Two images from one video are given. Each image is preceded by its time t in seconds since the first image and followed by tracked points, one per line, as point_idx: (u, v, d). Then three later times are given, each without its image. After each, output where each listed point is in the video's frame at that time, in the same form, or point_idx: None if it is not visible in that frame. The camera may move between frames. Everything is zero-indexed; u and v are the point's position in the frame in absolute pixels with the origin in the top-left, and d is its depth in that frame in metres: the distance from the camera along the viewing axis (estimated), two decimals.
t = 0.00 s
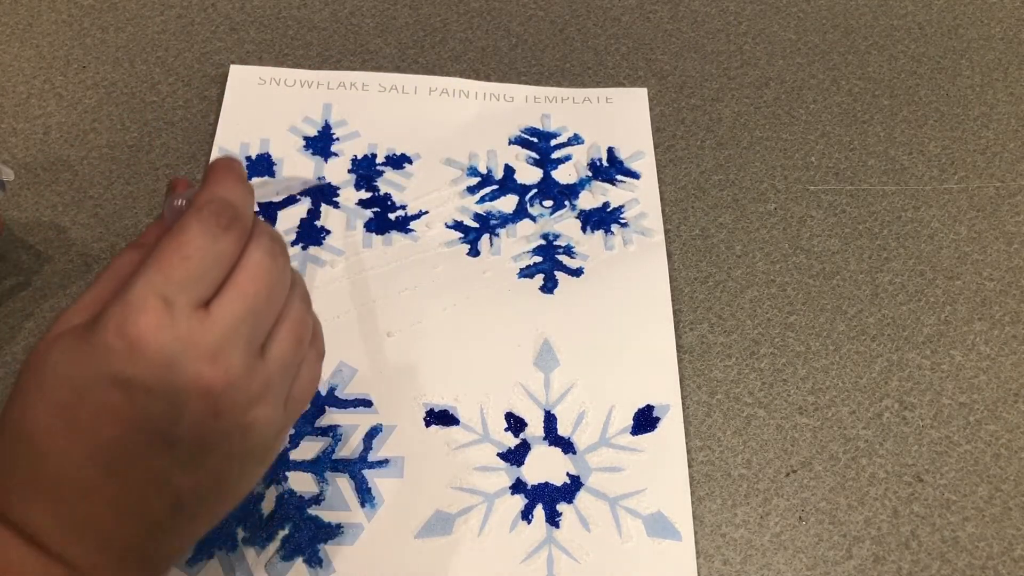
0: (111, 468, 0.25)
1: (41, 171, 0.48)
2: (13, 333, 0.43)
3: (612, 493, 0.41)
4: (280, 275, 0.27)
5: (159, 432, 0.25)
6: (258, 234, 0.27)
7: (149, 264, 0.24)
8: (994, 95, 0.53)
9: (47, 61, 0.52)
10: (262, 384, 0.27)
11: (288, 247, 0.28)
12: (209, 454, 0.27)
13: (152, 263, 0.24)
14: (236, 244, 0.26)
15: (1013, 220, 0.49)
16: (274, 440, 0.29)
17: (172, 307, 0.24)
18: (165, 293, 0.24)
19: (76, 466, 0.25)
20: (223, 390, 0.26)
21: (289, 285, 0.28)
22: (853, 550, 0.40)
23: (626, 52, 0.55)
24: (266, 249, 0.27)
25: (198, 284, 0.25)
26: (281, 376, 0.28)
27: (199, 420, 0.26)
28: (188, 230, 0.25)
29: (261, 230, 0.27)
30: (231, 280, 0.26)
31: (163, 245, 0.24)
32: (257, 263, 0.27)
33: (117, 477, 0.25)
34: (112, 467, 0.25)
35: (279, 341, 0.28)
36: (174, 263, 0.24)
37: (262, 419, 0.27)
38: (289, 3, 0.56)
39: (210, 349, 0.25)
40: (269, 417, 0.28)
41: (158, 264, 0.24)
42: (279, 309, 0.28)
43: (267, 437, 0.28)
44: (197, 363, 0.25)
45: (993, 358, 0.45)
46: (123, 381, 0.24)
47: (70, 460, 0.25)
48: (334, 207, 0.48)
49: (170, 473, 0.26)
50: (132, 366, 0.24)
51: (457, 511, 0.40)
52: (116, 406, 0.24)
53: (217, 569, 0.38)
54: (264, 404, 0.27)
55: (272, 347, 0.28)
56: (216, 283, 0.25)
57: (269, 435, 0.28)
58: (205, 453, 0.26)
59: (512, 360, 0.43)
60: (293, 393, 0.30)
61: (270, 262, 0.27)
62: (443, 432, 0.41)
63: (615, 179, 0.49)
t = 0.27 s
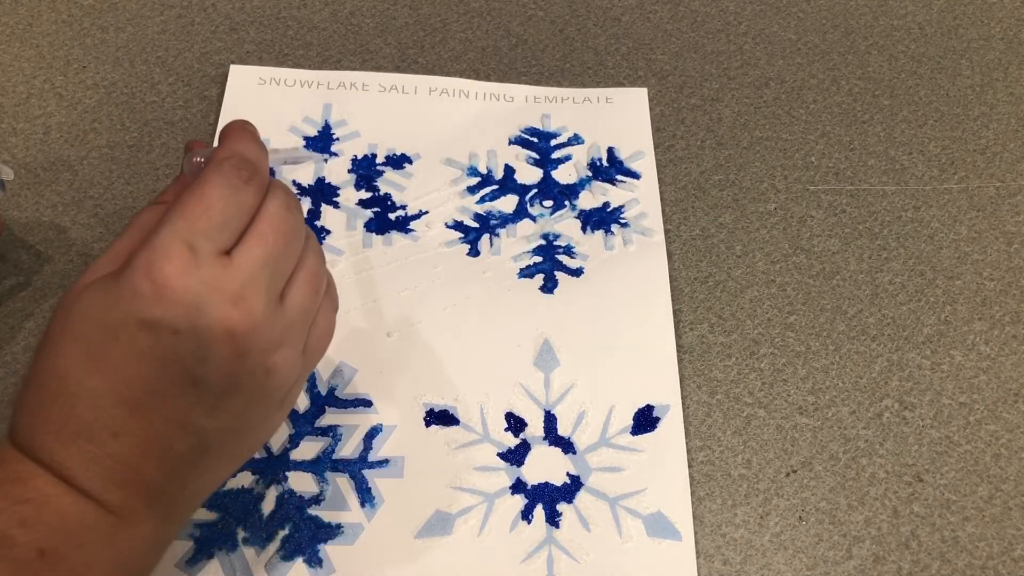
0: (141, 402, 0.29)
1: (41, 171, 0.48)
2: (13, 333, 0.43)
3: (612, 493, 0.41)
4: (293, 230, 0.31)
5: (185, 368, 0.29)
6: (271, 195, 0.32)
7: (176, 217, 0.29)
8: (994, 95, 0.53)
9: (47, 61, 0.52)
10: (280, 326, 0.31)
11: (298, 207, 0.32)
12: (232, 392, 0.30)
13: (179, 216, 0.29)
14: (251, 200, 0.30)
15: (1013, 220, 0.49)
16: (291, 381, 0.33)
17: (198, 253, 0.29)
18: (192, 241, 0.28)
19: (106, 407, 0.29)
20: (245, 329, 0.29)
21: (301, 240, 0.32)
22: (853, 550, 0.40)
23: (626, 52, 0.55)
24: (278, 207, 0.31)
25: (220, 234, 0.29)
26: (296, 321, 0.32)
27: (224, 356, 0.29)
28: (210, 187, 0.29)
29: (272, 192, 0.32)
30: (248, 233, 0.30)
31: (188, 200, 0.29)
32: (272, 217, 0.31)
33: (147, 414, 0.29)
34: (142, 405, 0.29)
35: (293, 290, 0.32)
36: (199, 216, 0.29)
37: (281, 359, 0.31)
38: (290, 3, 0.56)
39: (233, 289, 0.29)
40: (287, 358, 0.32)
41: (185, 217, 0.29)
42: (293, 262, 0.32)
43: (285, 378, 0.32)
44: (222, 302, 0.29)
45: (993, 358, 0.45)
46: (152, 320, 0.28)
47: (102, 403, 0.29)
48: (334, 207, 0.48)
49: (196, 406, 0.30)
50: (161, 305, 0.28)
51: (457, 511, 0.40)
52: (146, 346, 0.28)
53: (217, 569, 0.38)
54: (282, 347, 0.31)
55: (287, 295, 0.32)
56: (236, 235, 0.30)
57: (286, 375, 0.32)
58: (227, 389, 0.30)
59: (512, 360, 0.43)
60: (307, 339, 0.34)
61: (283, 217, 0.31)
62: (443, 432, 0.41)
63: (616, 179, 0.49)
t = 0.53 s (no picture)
0: (142, 393, 0.29)
1: (41, 171, 0.48)
2: (13, 333, 0.43)
3: (612, 493, 0.41)
4: (293, 221, 0.32)
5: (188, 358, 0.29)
6: (272, 187, 0.32)
7: (178, 208, 0.29)
8: (994, 95, 0.53)
9: (47, 61, 0.52)
10: (282, 316, 0.31)
11: (299, 198, 0.33)
12: (234, 382, 0.30)
13: (181, 207, 0.29)
14: (252, 191, 0.30)
15: (1013, 220, 0.49)
16: (294, 372, 0.33)
17: (201, 243, 0.28)
18: (194, 232, 0.28)
19: (107, 398, 0.29)
20: (247, 318, 0.29)
21: (302, 231, 0.32)
22: (853, 550, 0.40)
23: (626, 52, 0.55)
24: (279, 198, 0.32)
25: (223, 224, 0.29)
26: (298, 312, 0.32)
27: (227, 346, 0.29)
28: (212, 178, 0.29)
29: (273, 184, 0.32)
30: (250, 224, 0.30)
31: (190, 190, 0.29)
32: (273, 209, 0.31)
33: (149, 405, 0.29)
34: (144, 395, 0.29)
35: (295, 281, 0.32)
36: (202, 207, 0.29)
37: (283, 349, 0.31)
38: (290, 3, 0.56)
39: (236, 279, 0.29)
40: (288, 348, 0.32)
41: (187, 207, 0.29)
42: (295, 252, 0.32)
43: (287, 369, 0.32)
44: (225, 292, 0.29)
45: (993, 358, 0.45)
46: (155, 310, 0.28)
47: (103, 394, 0.29)
48: (334, 207, 0.48)
49: (198, 397, 0.30)
50: (164, 295, 0.28)
51: (457, 511, 0.40)
52: (149, 337, 0.28)
53: (217, 570, 0.38)
54: (284, 338, 0.31)
55: (289, 286, 0.32)
56: (238, 226, 0.30)
57: (288, 366, 0.32)
58: (229, 379, 0.30)
59: (513, 360, 0.43)
60: (309, 329, 0.34)
61: (285, 208, 0.31)
62: (443, 432, 0.41)
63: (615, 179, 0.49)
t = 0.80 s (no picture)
0: (137, 401, 0.29)
1: (41, 171, 0.48)
2: (13, 333, 0.43)
3: (612, 493, 0.41)
4: (289, 227, 0.32)
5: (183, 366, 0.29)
6: (269, 192, 0.32)
7: (174, 215, 0.29)
8: (994, 95, 0.53)
9: (47, 61, 0.52)
10: (278, 322, 0.31)
11: (295, 204, 0.32)
12: (230, 390, 0.30)
13: (176, 214, 0.29)
14: (248, 197, 0.30)
15: (1013, 221, 0.49)
16: (290, 379, 0.33)
17: (196, 250, 0.28)
18: (189, 238, 0.28)
19: (102, 406, 0.29)
20: (243, 326, 0.29)
21: (298, 237, 0.32)
22: (853, 550, 0.40)
23: (626, 52, 0.55)
24: (275, 204, 0.32)
25: (218, 231, 0.29)
26: (295, 318, 0.32)
27: (223, 353, 0.29)
28: (207, 184, 0.29)
29: (269, 189, 0.32)
30: (245, 230, 0.30)
31: (185, 197, 0.29)
32: (269, 215, 0.31)
33: (143, 413, 0.29)
34: (139, 403, 0.29)
35: (292, 287, 0.32)
36: (197, 213, 0.29)
37: (279, 356, 0.31)
38: (290, 3, 0.56)
39: (231, 286, 0.29)
40: (284, 355, 0.32)
41: (181, 213, 0.28)
42: (291, 259, 0.32)
43: (283, 376, 0.32)
44: (220, 299, 0.29)
45: (993, 358, 0.45)
46: (150, 318, 0.28)
47: (98, 402, 0.29)
48: (334, 207, 0.48)
49: (193, 405, 0.30)
50: (159, 303, 0.28)
51: (457, 511, 0.40)
52: (144, 344, 0.28)
53: (217, 570, 0.38)
54: (280, 345, 0.31)
55: (285, 292, 0.32)
56: (233, 232, 0.30)
57: (284, 373, 0.32)
58: (224, 386, 0.30)
59: (513, 360, 0.43)
60: (305, 336, 0.33)
61: (280, 214, 0.31)
62: (443, 432, 0.41)
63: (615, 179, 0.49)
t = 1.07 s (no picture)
0: (139, 409, 0.29)
1: (41, 171, 0.48)
2: (13, 333, 0.43)
3: (612, 493, 0.41)
4: (291, 235, 0.32)
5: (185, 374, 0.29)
6: (270, 200, 0.32)
7: (176, 223, 0.29)
8: (994, 95, 0.53)
9: (48, 61, 0.52)
10: (281, 330, 0.31)
11: (297, 211, 0.33)
12: (232, 397, 0.30)
13: (179, 222, 0.29)
14: (249, 204, 0.30)
15: (1013, 221, 0.49)
16: (293, 386, 0.33)
17: (198, 258, 0.28)
18: (192, 246, 0.28)
19: (104, 414, 0.29)
20: (245, 333, 0.29)
21: (300, 245, 0.32)
22: (853, 550, 0.40)
23: (626, 52, 0.55)
24: (277, 211, 0.32)
25: (220, 238, 0.29)
26: (297, 326, 0.32)
27: (225, 361, 0.29)
28: (210, 192, 0.29)
29: (271, 197, 0.32)
30: (247, 238, 0.30)
31: (188, 205, 0.29)
32: (271, 223, 0.31)
33: (145, 421, 0.29)
34: (141, 411, 0.29)
35: (294, 295, 0.32)
36: (199, 221, 0.29)
37: (281, 364, 0.31)
38: (290, 3, 0.56)
39: (233, 294, 0.29)
40: (287, 363, 0.32)
41: (184, 221, 0.29)
42: (293, 266, 0.32)
43: (286, 384, 0.32)
44: (222, 307, 0.29)
45: (993, 358, 0.45)
46: (152, 326, 0.28)
47: (100, 410, 0.29)
48: (334, 208, 0.48)
49: (195, 413, 0.30)
50: (161, 311, 0.28)
51: (457, 511, 0.40)
52: (146, 352, 0.28)
53: (217, 570, 0.38)
54: (282, 353, 0.31)
55: (287, 299, 0.32)
56: (235, 240, 0.30)
57: (287, 380, 0.32)
58: (227, 395, 0.30)
59: (513, 360, 0.43)
60: (308, 344, 0.33)
61: (282, 222, 0.31)
62: (443, 432, 0.41)
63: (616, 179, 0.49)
